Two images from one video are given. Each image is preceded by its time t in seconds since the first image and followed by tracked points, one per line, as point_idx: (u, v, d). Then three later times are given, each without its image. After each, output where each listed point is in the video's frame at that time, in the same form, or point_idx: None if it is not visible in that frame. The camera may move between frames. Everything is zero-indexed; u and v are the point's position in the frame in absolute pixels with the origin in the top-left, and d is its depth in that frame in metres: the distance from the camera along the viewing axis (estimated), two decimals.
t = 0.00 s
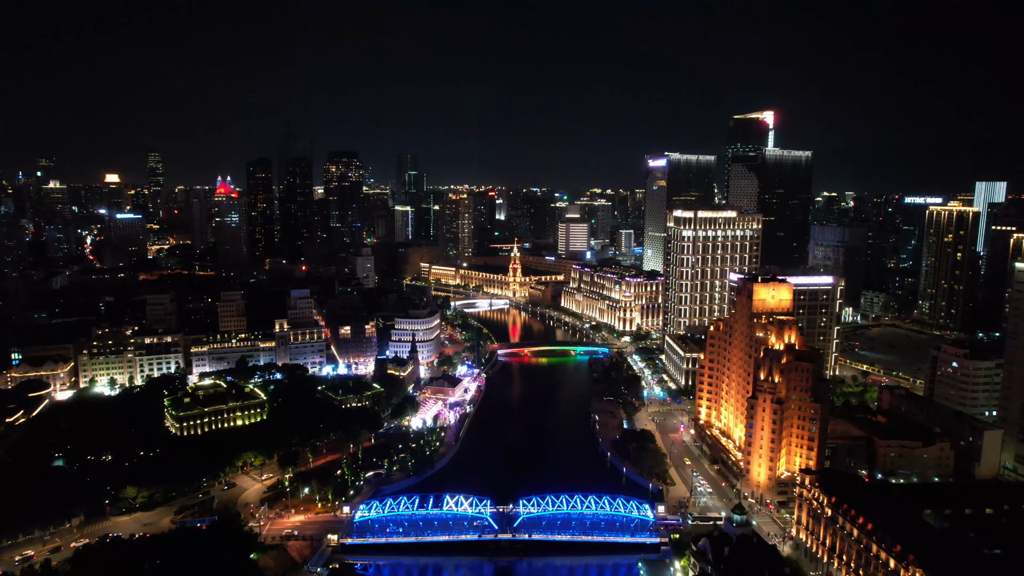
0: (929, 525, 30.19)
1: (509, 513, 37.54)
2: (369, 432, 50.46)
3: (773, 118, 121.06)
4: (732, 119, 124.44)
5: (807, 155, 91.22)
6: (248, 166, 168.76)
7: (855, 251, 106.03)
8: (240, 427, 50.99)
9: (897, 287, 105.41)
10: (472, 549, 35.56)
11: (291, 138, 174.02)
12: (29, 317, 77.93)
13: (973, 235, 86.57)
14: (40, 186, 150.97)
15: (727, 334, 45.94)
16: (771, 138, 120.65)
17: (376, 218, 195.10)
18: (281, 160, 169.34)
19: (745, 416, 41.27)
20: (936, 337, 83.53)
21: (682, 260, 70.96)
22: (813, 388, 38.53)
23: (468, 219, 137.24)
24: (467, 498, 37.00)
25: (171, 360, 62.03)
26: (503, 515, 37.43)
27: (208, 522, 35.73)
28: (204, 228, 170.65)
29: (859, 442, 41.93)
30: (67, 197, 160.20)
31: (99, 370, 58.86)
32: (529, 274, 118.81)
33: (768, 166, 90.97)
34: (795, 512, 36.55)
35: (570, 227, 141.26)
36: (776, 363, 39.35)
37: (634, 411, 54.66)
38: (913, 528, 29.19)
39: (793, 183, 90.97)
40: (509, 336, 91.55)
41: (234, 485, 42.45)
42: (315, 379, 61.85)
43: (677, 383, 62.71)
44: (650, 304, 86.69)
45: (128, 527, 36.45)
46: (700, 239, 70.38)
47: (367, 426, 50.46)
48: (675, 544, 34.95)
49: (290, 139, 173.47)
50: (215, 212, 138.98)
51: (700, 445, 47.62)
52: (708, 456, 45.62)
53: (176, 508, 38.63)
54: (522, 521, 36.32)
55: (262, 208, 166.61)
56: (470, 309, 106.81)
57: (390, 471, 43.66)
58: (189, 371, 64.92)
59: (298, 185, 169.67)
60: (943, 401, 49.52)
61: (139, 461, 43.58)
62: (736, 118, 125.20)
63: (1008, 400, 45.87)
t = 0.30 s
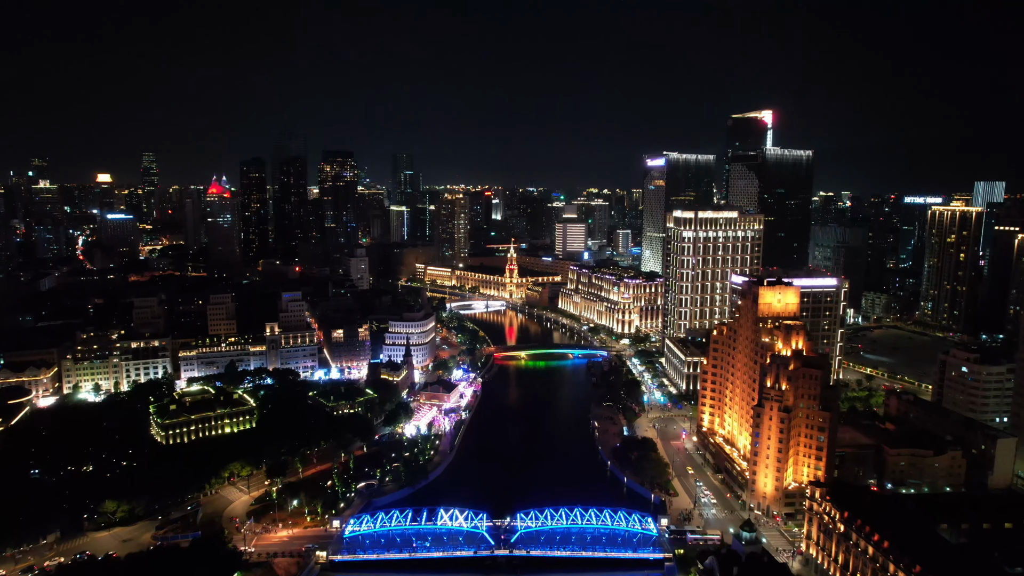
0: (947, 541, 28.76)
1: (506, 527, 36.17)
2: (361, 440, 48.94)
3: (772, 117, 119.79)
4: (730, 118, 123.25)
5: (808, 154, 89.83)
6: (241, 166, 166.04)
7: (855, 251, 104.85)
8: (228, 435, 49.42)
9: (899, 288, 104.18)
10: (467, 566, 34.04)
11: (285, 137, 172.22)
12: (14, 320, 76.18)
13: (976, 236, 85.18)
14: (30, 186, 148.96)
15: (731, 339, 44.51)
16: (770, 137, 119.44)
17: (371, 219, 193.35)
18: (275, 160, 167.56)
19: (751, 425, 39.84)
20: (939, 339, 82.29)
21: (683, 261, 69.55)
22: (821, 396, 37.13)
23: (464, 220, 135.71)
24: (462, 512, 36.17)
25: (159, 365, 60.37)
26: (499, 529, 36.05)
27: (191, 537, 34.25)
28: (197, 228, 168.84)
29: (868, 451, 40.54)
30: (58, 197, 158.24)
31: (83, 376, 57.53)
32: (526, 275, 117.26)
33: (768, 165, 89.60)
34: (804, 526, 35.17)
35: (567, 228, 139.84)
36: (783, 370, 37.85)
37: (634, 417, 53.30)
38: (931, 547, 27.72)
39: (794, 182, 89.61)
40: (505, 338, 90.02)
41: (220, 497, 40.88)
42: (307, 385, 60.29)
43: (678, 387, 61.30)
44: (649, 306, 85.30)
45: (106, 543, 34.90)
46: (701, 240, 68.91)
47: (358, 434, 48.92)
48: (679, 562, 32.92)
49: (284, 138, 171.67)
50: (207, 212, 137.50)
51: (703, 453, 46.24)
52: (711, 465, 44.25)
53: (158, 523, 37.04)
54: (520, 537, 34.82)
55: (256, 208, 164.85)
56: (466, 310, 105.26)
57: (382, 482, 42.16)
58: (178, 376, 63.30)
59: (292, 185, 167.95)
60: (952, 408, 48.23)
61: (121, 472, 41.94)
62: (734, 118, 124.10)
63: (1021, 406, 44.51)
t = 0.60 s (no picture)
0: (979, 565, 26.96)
1: (508, 546, 34.39)
2: (358, 450, 47.19)
3: (777, 115, 117.99)
4: (734, 117, 121.58)
5: (816, 153, 88.01)
6: (241, 165, 167.06)
7: (863, 252, 102.95)
8: (220, 443, 47.72)
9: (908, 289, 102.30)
10: None
11: (285, 136, 170.63)
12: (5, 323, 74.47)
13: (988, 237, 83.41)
14: (26, 186, 147.30)
15: (743, 345, 42.71)
16: (775, 136, 117.66)
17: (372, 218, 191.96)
18: (274, 159, 166.26)
19: (764, 436, 38.04)
20: (951, 343, 80.37)
21: (689, 263, 67.78)
22: (839, 406, 35.22)
23: (465, 220, 134.14)
24: (461, 529, 34.61)
25: (151, 370, 58.43)
26: (501, 548, 34.32)
27: (178, 555, 32.76)
28: (195, 228, 167.22)
29: (886, 463, 38.68)
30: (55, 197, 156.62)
31: (72, 382, 55.46)
32: (528, 276, 115.47)
33: (776, 165, 87.75)
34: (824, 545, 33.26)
35: (569, 228, 138.12)
36: (798, 380, 35.93)
37: (640, 425, 51.61)
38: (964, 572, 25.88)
39: (801, 182, 87.89)
40: (507, 341, 88.24)
41: (209, 511, 39.15)
42: (303, 391, 58.58)
43: (685, 394, 59.51)
44: (654, 309, 83.57)
45: (87, 562, 33.34)
46: (708, 241, 67.09)
47: (355, 443, 47.19)
48: None
49: (283, 137, 170.05)
50: (205, 213, 135.79)
51: (713, 463, 44.45)
52: (721, 477, 42.46)
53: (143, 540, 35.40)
54: (522, 556, 33.10)
55: (255, 208, 163.13)
56: (467, 313, 103.53)
57: (378, 495, 40.47)
58: (171, 381, 61.54)
59: (291, 185, 166.27)
60: (972, 417, 46.44)
61: (107, 483, 40.33)
62: (739, 116, 122.37)
63: None
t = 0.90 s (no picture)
0: None
1: (511, 567, 32.40)
2: (354, 461, 45.34)
3: (783, 114, 115.87)
4: (740, 115, 119.56)
5: (826, 153, 86.09)
6: (241, 165, 166.15)
7: (873, 253, 100.80)
8: (211, 454, 45.93)
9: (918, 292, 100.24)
10: None
11: (285, 135, 168.86)
12: None
13: (1004, 238, 81.15)
14: (23, 186, 145.59)
15: (757, 353, 40.71)
16: (781, 135, 115.54)
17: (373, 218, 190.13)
18: (274, 159, 164.55)
19: (780, 449, 36.04)
20: (965, 347, 78.17)
21: (697, 266, 65.77)
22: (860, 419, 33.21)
23: (466, 220, 132.27)
24: (461, 549, 32.95)
25: (142, 376, 56.91)
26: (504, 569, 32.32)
27: None
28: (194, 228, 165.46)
29: (909, 478, 36.72)
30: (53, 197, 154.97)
31: (60, 388, 53.77)
32: (531, 277, 113.52)
33: (784, 164, 85.64)
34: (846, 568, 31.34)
35: (572, 229, 136.09)
36: (817, 391, 33.87)
37: (647, 434, 49.73)
38: None
39: (810, 182, 85.93)
40: (509, 344, 86.34)
41: (197, 528, 37.38)
42: (298, 398, 56.73)
43: (693, 400, 57.58)
44: (660, 311, 81.64)
45: None
46: (717, 243, 65.16)
47: (350, 453, 45.32)
48: None
49: (283, 136, 168.26)
50: (203, 213, 134.08)
51: (724, 476, 42.45)
52: (733, 491, 40.52)
53: (125, 560, 33.59)
54: None
55: (255, 208, 161.37)
56: (468, 315, 101.64)
57: (374, 510, 38.65)
58: (163, 385, 59.88)
59: (291, 185, 164.61)
60: (996, 427, 44.55)
61: (90, 498, 38.54)
62: (745, 115, 120.24)
63: None
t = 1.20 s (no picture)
0: None
1: None
2: (348, 475, 43.40)
3: (790, 112, 113.53)
4: (746, 114, 117.50)
5: (836, 152, 83.92)
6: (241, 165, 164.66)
7: (883, 255, 98.72)
8: (200, 466, 43.91)
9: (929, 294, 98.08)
10: None
11: (284, 134, 167.02)
12: None
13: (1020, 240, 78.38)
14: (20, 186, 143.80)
15: (772, 362, 38.66)
16: (788, 134, 113.35)
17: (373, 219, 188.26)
18: (273, 158, 162.83)
19: (798, 465, 33.95)
20: (979, 351, 76.02)
21: (705, 268, 63.72)
22: (884, 436, 31.15)
23: (468, 221, 130.35)
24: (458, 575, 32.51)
25: (131, 384, 54.64)
26: None
27: None
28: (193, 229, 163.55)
29: (935, 495, 34.65)
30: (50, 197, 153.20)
31: (45, 396, 51.66)
32: (533, 279, 111.59)
33: (793, 163, 83.49)
34: None
35: (575, 229, 133.98)
36: (839, 405, 31.81)
37: (655, 445, 47.75)
38: None
39: (820, 183, 83.81)
40: (511, 348, 84.36)
41: (182, 548, 35.68)
42: (293, 405, 54.80)
43: (702, 409, 55.59)
44: (665, 315, 79.66)
45: None
46: (726, 245, 63.06)
47: (344, 467, 43.42)
48: None
49: (282, 136, 166.37)
50: (200, 214, 132.22)
51: (736, 491, 40.45)
52: (747, 507, 38.45)
53: None
54: None
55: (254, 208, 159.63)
56: (469, 317, 99.70)
57: (368, 528, 36.79)
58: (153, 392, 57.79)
59: (291, 185, 162.86)
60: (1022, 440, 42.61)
61: (69, 515, 36.58)
62: (751, 114, 118.12)
63: None
